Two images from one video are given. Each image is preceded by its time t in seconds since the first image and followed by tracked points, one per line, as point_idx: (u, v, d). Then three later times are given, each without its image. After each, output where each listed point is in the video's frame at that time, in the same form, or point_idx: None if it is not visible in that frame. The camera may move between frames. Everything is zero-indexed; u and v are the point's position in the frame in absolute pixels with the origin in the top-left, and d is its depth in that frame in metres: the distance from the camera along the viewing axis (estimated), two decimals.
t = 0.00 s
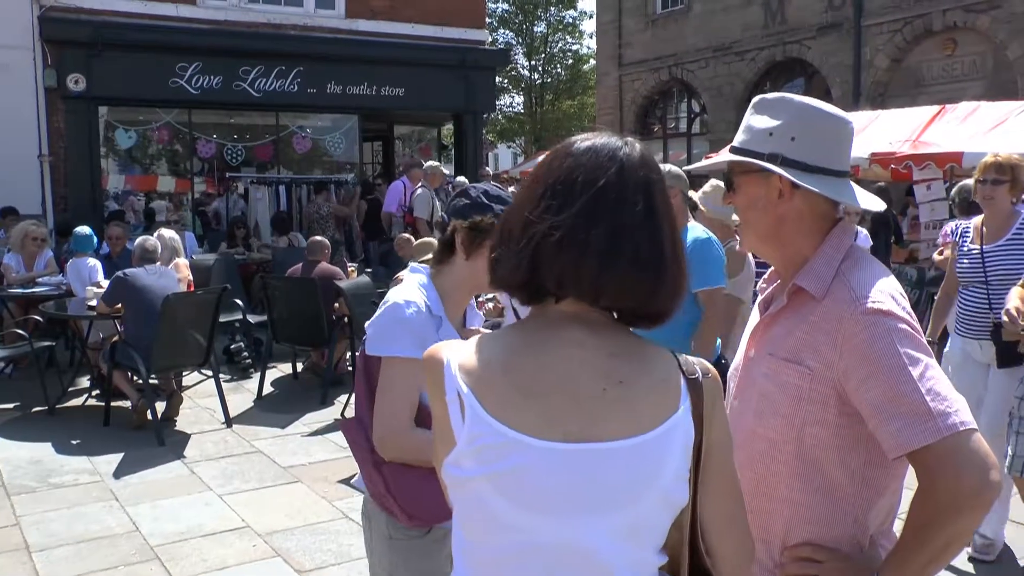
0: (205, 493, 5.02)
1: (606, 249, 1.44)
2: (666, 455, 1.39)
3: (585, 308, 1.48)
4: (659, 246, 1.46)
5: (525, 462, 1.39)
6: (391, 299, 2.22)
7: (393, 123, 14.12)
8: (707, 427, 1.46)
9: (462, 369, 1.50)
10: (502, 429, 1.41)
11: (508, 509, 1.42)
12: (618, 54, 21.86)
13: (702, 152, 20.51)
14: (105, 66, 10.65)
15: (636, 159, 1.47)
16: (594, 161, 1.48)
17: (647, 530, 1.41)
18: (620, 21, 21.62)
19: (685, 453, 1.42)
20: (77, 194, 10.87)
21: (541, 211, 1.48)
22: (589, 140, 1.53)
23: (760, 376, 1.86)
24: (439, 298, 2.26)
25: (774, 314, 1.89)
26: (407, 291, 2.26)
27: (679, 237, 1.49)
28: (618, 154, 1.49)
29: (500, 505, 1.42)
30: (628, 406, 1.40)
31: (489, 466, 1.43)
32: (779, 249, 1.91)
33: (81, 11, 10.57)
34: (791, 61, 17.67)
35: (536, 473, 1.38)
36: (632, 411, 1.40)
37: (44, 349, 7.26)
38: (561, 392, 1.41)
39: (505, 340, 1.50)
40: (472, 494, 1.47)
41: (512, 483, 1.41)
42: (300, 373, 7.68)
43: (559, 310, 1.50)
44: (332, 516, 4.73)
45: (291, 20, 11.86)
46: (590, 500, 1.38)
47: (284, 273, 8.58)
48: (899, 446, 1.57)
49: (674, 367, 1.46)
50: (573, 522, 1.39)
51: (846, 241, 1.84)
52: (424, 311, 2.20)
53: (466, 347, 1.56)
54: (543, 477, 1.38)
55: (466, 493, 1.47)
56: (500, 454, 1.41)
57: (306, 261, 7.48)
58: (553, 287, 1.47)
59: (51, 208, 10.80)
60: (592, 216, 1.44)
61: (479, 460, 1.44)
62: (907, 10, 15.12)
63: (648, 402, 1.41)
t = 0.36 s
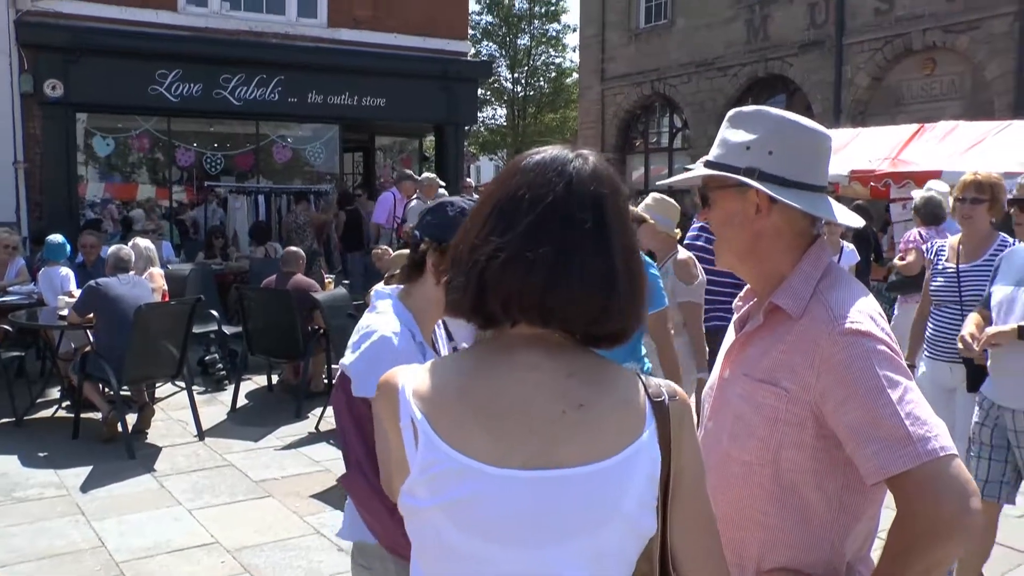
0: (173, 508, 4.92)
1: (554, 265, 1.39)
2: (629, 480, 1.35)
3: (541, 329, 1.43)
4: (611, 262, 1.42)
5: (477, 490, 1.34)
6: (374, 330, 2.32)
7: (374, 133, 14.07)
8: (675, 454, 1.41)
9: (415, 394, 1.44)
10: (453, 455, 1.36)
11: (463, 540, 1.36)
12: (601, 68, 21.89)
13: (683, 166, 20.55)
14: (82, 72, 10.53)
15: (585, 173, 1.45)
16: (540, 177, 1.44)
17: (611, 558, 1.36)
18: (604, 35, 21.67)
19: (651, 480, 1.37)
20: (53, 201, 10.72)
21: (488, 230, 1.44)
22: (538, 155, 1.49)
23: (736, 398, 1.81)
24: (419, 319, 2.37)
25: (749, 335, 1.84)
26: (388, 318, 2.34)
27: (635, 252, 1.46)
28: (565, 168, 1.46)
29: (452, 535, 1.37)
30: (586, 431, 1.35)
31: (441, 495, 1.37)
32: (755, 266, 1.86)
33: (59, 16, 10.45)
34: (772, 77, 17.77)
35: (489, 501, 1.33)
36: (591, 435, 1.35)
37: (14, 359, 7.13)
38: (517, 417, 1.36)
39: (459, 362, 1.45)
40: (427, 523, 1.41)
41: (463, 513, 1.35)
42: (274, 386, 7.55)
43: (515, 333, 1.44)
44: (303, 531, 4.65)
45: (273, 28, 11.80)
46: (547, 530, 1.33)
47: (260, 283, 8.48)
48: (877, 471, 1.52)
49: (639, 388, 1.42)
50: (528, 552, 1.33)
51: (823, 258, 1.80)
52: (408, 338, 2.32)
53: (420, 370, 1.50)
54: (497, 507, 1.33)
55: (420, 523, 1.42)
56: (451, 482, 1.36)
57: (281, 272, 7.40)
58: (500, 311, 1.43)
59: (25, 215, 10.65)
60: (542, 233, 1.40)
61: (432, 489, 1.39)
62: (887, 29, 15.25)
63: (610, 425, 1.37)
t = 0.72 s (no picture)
0: (140, 527, 4.79)
1: (527, 282, 1.29)
2: (606, 517, 1.26)
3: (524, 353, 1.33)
4: (588, 283, 1.30)
5: (442, 519, 1.26)
6: (331, 370, 2.16)
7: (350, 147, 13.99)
8: (659, 491, 1.32)
9: (388, 413, 1.37)
10: (420, 480, 1.29)
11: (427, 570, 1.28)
12: (577, 86, 21.95)
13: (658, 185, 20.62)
14: (53, 80, 10.36)
15: (565, 187, 1.33)
16: (518, 191, 1.33)
17: None
18: (581, 53, 21.74)
19: (628, 520, 1.28)
20: (21, 211, 10.52)
21: (464, 245, 1.34)
22: (522, 168, 1.38)
23: (728, 423, 1.76)
24: (386, 350, 2.21)
25: (742, 355, 1.79)
26: (341, 354, 2.19)
27: (621, 273, 1.34)
28: (547, 181, 1.35)
29: (417, 563, 1.29)
30: (565, 462, 1.26)
31: (405, 521, 1.30)
32: (746, 286, 1.81)
33: (30, 24, 10.27)
34: (748, 98, 17.88)
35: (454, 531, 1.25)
36: (567, 467, 1.26)
37: None
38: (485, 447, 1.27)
39: (437, 382, 1.37)
40: (391, 549, 1.34)
41: (427, 540, 1.28)
42: (246, 402, 7.43)
43: (494, 355, 1.34)
44: (274, 551, 4.55)
45: (250, 40, 11.69)
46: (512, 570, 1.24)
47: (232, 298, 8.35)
48: (877, 502, 1.47)
49: (623, 419, 1.32)
50: None
51: (817, 280, 1.75)
52: (374, 370, 2.15)
53: (398, 389, 1.43)
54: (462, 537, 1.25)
55: (387, 549, 1.35)
56: (417, 507, 1.29)
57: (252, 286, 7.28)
58: (473, 331, 1.33)
59: None
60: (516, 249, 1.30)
61: (397, 512, 1.31)
62: (862, 51, 15.41)
63: (588, 459, 1.27)
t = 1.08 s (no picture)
0: (95, 537, 4.62)
1: (546, 287, 1.17)
2: (624, 546, 1.13)
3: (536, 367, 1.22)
4: (611, 290, 1.18)
5: (440, 544, 1.13)
6: (309, 387, 2.02)
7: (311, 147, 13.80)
8: (678, 516, 1.19)
9: (386, 431, 1.24)
10: (419, 502, 1.16)
11: None
12: (539, 90, 21.95)
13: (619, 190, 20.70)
14: (5, 72, 10.03)
15: (591, 188, 1.23)
16: (537, 191, 1.22)
17: None
18: (543, 57, 21.73)
19: (648, 546, 1.15)
20: None
21: (476, 247, 1.23)
22: (541, 168, 1.28)
23: (735, 439, 1.71)
24: (369, 364, 2.06)
25: (749, 368, 1.74)
26: (319, 371, 2.05)
27: (645, 282, 1.23)
28: (567, 183, 1.24)
29: None
30: (581, 487, 1.14)
31: (402, 546, 1.17)
32: (753, 293, 1.75)
33: None
34: (709, 105, 18.00)
35: (456, 557, 1.12)
36: (580, 489, 1.14)
37: None
38: (493, 467, 1.15)
39: (440, 396, 1.25)
40: None
41: (426, 567, 1.14)
42: (204, 406, 7.25)
43: (502, 367, 1.22)
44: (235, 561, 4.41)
45: (210, 36, 11.45)
46: None
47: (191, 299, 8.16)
48: (896, 523, 1.41)
49: (641, 440, 1.21)
50: None
51: (830, 290, 1.69)
52: (354, 387, 1.99)
53: (395, 405, 1.30)
54: (461, 564, 1.12)
55: None
56: (414, 532, 1.16)
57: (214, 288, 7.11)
58: (486, 342, 1.21)
59: None
60: (534, 251, 1.18)
61: (393, 538, 1.19)
62: (822, 62, 15.60)
63: (603, 482, 1.15)
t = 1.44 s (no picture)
0: (50, 551, 4.44)
1: (601, 308, 1.13)
2: None
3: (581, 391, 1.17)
4: (666, 309, 1.15)
5: None
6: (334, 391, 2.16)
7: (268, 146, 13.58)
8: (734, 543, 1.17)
9: (419, 464, 1.16)
10: (467, 541, 1.09)
11: None
12: (495, 91, 21.90)
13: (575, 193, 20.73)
14: None
15: (638, 200, 1.19)
16: (584, 205, 1.18)
17: None
18: (500, 58, 21.69)
19: None
20: None
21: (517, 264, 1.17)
22: (577, 179, 1.23)
23: (756, 455, 1.66)
24: (390, 372, 2.17)
25: (769, 383, 1.70)
26: (347, 376, 2.18)
27: (693, 300, 1.19)
28: (612, 195, 1.20)
29: None
30: (641, 517, 1.10)
31: None
32: (772, 302, 1.73)
33: None
34: (665, 109, 18.11)
35: None
36: (640, 519, 1.10)
37: None
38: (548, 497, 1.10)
39: (476, 423, 1.18)
40: None
41: None
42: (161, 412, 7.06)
43: (545, 392, 1.18)
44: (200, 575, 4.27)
45: (166, 30, 11.18)
46: None
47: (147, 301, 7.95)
48: (935, 543, 1.39)
49: (695, 466, 1.17)
50: None
51: (853, 302, 1.68)
52: (374, 394, 2.11)
53: (422, 435, 1.22)
54: None
55: None
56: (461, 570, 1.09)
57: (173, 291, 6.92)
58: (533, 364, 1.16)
59: None
60: (584, 271, 1.14)
61: None
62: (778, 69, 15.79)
63: (662, 509, 1.11)
